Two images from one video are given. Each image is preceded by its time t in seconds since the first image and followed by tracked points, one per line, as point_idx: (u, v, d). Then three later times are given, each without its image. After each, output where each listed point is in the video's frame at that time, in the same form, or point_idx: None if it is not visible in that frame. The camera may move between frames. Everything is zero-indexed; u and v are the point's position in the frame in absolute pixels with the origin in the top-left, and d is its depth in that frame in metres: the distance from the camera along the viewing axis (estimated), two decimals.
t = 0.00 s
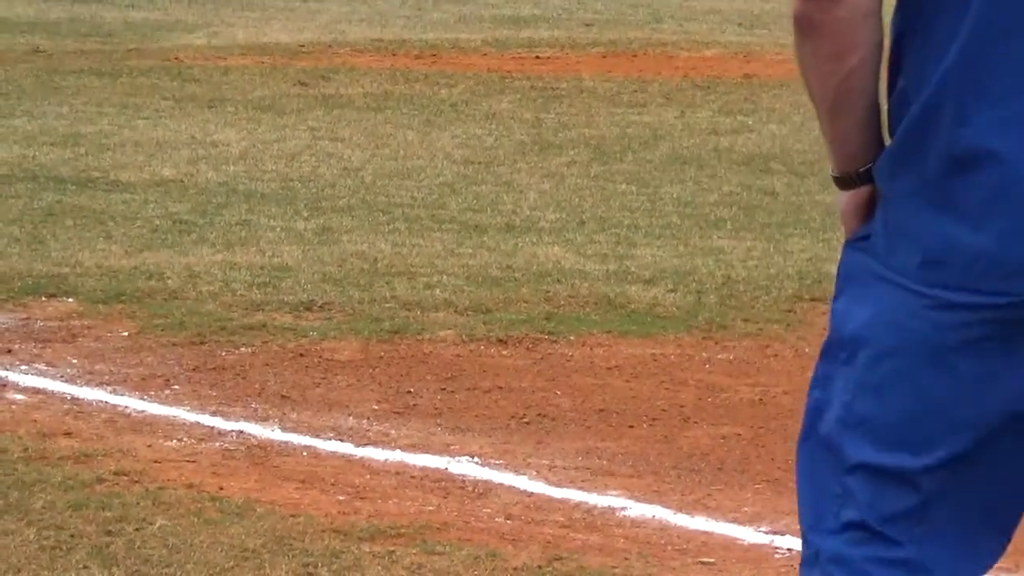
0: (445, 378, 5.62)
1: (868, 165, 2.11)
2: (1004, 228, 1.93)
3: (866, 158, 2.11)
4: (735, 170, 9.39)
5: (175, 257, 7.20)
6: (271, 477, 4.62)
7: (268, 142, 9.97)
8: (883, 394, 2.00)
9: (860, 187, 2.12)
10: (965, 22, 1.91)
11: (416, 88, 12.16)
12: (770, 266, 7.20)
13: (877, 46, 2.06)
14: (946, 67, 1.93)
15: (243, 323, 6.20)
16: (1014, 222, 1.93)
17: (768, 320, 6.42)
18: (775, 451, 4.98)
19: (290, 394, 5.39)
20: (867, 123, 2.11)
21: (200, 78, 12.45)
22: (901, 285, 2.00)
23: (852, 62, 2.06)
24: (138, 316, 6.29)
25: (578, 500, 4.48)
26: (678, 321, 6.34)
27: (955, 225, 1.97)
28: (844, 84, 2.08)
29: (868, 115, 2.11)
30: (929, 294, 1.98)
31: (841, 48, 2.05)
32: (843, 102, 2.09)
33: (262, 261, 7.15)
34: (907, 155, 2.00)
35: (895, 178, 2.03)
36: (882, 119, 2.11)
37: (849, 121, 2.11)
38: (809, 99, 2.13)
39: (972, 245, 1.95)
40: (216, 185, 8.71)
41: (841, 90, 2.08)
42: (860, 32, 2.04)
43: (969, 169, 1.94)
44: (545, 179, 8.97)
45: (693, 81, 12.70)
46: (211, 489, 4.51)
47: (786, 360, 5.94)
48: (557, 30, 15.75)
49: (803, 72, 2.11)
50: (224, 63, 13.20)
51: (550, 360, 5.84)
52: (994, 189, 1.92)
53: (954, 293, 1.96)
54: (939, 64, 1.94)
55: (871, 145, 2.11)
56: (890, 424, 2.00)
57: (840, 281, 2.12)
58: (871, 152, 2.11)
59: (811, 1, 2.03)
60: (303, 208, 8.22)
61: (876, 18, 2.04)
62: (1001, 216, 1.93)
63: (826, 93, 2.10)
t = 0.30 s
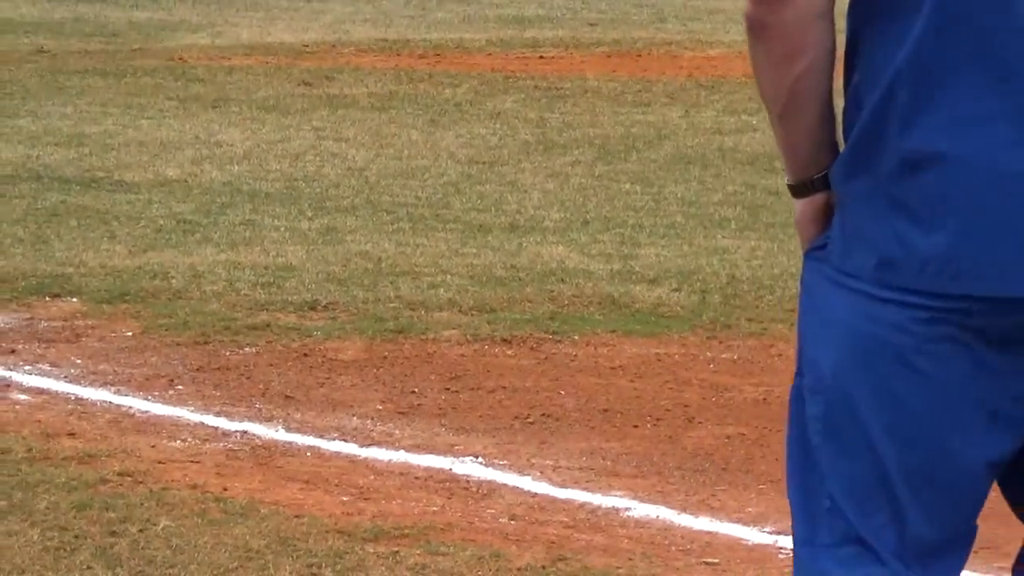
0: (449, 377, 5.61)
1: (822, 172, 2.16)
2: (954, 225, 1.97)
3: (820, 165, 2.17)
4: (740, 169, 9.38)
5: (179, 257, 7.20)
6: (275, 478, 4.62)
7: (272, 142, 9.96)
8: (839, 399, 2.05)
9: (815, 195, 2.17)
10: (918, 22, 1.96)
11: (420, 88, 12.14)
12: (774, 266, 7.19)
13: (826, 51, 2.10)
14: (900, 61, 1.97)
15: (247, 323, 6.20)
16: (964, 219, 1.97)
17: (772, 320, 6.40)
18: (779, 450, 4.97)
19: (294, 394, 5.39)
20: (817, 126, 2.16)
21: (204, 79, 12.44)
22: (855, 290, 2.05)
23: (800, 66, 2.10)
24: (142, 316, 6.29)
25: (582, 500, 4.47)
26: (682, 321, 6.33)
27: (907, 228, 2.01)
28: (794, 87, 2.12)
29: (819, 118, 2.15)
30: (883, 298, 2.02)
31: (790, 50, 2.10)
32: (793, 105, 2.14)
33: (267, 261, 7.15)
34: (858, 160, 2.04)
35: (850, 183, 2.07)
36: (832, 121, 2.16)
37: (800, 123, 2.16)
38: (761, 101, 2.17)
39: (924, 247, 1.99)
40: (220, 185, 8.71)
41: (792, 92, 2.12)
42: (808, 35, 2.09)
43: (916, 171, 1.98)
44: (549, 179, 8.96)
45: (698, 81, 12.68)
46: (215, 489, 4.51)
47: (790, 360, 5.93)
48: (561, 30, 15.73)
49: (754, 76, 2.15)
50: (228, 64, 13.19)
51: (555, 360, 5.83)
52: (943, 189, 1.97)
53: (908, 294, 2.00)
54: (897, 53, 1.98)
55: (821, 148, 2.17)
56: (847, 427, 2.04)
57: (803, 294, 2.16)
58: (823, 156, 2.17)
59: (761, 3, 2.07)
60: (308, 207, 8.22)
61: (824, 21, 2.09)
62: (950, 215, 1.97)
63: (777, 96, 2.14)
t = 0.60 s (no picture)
0: (456, 378, 5.61)
1: (780, 175, 2.06)
2: (908, 215, 1.83)
3: (777, 168, 2.07)
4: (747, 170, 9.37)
5: (186, 257, 7.21)
6: (282, 478, 4.62)
7: (279, 142, 9.97)
8: (797, 403, 1.92)
9: (773, 198, 2.06)
10: (874, 19, 1.84)
11: (428, 88, 12.15)
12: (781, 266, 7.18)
13: (781, 57, 2.02)
14: (853, 55, 1.85)
15: (254, 324, 6.20)
16: (917, 207, 1.82)
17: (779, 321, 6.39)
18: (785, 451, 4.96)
19: (301, 394, 5.39)
20: (774, 131, 2.07)
21: (211, 78, 12.46)
22: (810, 286, 1.91)
23: (756, 71, 2.02)
24: (148, 316, 6.29)
25: (589, 501, 4.46)
26: (689, 322, 6.32)
27: (860, 218, 1.87)
28: (748, 95, 2.04)
29: (775, 124, 2.07)
30: (837, 293, 1.88)
31: (744, 58, 2.01)
32: (749, 113, 2.05)
33: (273, 261, 7.15)
34: (813, 150, 1.92)
35: (806, 176, 1.95)
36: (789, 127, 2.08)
37: (756, 129, 2.07)
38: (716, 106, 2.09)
39: (877, 238, 1.85)
40: (227, 185, 8.72)
41: (746, 100, 2.04)
42: (762, 43, 2.00)
43: (865, 159, 1.85)
44: (556, 180, 8.95)
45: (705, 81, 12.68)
46: (221, 489, 4.51)
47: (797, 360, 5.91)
48: (568, 30, 15.74)
49: (708, 82, 2.07)
50: (234, 64, 13.21)
51: (561, 361, 5.82)
52: (896, 177, 1.83)
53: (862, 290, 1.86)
54: (852, 48, 1.86)
55: (780, 154, 2.07)
56: (808, 431, 1.91)
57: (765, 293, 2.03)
58: (780, 161, 2.07)
59: (714, 11, 1.99)
60: (314, 208, 8.22)
61: (779, 28, 2.00)
62: (902, 203, 1.83)
63: (732, 103, 2.06)
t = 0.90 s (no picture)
0: (460, 374, 5.60)
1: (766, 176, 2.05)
2: (894, 210, 1.81)
3: (763, 168, 2.05)
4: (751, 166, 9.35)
5: (191, 253, 7.20)
6: (285, 474, 4.62)
7: (283, 138, 9.96)
8: (787, 403, 1.90)
9: (760, 198, 2.05)
10: (856, 13, 1.82)
11: (432, 85, 12.14)
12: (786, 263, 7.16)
13: (766, 57, 1.99)
14: (837, 52, 1.83)
15: (258, 320, 6.20)
16: (902, 203, 1.81)
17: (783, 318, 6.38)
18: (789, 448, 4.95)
19: (304, 391, 5.39)
20: (760, 129, 2.05)
21: (215, 74, 12.45)
22: (797, 285, 1.90)
23: (739, 71, 2.00)
24: (152, 312, 6.29)
25: (592, 498, 4.46)
26: (692, 319, 6.31)
27: (846, 215, 1.85)
28: (732, 95, 2.02)
29: (760, 124, 2.04)
30: (824, 292, 1.87)
31: (727, 58, 1.99)
32: (733, 113, 2.03)
33: (277, 257, 7.14)
34: (797, 148, 1.90)
35: (791, 174, 1.93)
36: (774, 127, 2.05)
37: (742, 130, 2.05)
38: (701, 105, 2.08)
39: (862, 235, 1.83)
40: (231, 181, 8.71)
41: (730, 100, 2.02)
42: (745, 43, 1.98)
43: (849, 156, 1.83)
44: (560, 176, 8.94)
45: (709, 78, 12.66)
46: (225, 485, 4.51)
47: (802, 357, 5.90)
48: (572, 27, 15.71)
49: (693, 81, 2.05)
50: (239, 60, 13.20)
51: (565, 357, 5.82)
52: (881, 172, 1.81)
53: (848, 287, 1.84)
54: (836, 44, 1.84)
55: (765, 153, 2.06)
56: (798, 431, 1.89)
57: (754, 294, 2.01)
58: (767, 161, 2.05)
59: (696, 11, 1.96)
60: (318, 204, 8.21)
61: (763, 28, 1.97)
62: (886, 198, 1.81)
63: (716, 103, 2.04)
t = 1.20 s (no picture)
0: (461, 370, 5.60)
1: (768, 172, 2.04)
2: (898, 207, 1.81)
3: (765, 164, 2.05)
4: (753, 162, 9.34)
5: (192, 248, 7.20)
6: (286, 469, 4.61)
7: (284, 133, 9.95)
8: (791, 402, 1.89)
9: (761, 194, 2.04)
10: (856, 10, 1.82)
11: (433, 81, 12.13)
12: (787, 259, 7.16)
13: (768, 51, 1.99)
14: (837, 48, 1.83)
15: (259, 315, 6.20)
16: (906, 200, 1.80)
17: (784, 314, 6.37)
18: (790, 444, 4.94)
19: (305, 386, 5.39)
20: (762, 124, 2.05)
21: (217, 70, 12.45)
22: (800, 282, 1.89)
23: (742, 66, 1.99)
24: (154, 307, 6.29)
25: (593, 494, 4.46)
26: (694, 315, 6.30)
27: (849, 212, 1.85)
28: (735, 90, 2.01)
29: (762, 118, 2.04)
30: (828, 290, 1.86)
31: (730, 53, 1.98)
32: (736, 107, 2.03)
33: (278, 253, 7.14)
34: (800, 145, 1.89)
35: (793, 172, 1.92)
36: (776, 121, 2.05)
37: (744, 125, 2.05)
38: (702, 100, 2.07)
39: (866, 233, 1.83)
40: (232, 176, 8.71)
41: (733, 95, 2.02)
42: (748, 37, 1.97)
43: (852, 153, 1.83)
44: (562, 172, 8.94)
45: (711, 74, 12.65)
46: (226, 481, 4.51)
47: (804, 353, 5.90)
48: (574, 22, 15.70)
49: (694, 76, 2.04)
50: (240, 55, 13.20)
51: (567, 353, 5.81)
52: (885, 170, 1.81)
53: (852, 285, 1.84)
54: (836, 40, 1.84)
55: (767, 148, 2.06)
56: (801, 430, 1.89)
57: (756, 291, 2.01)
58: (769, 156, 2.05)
59: (699, 6, 1.95)
60: (320, 199, 8.21)
61: (765, 22, 1.97)
62: (891, 197, 1.81)
63: (718, 97, 2.03)
